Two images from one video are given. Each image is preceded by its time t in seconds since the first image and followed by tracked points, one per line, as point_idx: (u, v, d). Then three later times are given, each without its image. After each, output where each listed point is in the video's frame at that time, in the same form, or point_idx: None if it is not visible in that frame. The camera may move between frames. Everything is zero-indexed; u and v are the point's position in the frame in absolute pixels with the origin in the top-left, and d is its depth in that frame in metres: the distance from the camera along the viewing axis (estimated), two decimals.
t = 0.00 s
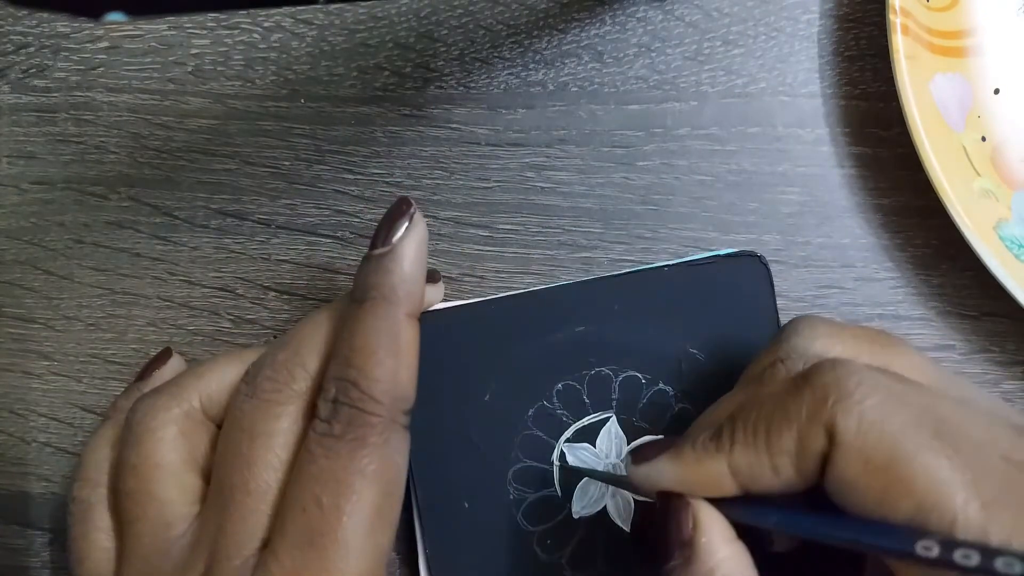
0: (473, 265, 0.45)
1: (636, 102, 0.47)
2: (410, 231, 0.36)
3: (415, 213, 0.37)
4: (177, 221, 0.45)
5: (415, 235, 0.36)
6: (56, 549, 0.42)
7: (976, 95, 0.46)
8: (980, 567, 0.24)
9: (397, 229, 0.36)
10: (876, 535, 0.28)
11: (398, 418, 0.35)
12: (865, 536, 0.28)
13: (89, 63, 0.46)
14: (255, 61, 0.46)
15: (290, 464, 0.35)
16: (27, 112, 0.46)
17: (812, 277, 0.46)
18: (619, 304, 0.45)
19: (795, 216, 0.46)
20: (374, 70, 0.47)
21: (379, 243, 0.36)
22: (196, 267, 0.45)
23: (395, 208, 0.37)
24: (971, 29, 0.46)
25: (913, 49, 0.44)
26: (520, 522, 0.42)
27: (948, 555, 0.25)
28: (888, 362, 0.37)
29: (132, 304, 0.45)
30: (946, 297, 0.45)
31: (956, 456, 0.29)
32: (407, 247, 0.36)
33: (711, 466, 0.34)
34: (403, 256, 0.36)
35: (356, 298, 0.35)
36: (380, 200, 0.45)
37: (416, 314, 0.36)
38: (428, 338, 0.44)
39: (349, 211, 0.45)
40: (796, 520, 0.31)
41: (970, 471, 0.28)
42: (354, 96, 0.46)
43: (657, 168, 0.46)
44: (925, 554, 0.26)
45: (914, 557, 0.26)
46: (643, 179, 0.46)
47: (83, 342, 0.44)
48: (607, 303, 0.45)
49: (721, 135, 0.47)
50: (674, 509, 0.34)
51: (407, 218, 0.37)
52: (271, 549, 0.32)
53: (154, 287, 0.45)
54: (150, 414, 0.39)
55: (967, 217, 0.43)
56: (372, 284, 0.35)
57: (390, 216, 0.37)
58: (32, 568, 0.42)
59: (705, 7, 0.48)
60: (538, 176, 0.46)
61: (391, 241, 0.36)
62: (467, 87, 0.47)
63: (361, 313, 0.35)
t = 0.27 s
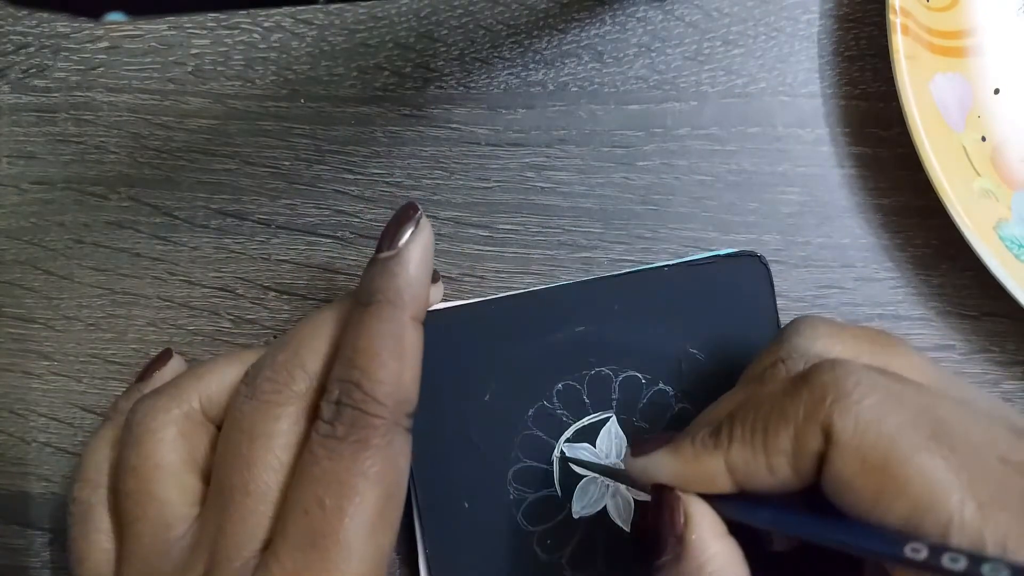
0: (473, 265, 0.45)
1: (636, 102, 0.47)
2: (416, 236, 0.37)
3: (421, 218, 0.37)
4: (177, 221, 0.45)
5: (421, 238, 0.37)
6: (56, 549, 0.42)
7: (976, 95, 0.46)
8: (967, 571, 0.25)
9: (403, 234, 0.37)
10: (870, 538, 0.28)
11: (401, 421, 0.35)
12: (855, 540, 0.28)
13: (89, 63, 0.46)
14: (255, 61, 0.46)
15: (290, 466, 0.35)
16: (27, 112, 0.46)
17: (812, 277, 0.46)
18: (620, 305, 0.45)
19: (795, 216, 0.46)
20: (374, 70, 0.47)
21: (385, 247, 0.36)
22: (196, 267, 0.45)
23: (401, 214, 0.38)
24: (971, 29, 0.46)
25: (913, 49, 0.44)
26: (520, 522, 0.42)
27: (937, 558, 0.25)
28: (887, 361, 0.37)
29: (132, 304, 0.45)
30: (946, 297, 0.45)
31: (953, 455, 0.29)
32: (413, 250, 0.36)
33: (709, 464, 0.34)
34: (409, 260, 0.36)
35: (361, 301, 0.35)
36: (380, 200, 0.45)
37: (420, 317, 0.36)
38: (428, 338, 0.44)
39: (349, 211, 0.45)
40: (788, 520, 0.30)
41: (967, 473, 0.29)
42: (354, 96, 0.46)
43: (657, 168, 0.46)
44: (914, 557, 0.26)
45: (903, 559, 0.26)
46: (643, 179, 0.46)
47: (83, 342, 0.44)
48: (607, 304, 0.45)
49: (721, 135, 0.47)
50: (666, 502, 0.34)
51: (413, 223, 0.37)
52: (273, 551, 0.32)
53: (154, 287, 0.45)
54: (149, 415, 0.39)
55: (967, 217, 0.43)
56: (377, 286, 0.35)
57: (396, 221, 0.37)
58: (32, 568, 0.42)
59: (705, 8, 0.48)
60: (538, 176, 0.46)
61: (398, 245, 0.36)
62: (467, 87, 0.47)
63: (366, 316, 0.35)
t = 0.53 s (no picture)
0: (473, 265, 0.45)
1: (636, 101, 0.47)
2: (416, 236, 0.36)
3: (420, 219, 0.37)
4: (176, 221, 0.45)
5: (422, 239, 0.36)
6: (54, 550, 0.42)
7: (978, 95, 0.45)
8: None
9: (403, 235, 0.37)
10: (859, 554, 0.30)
11: (401, 423, 0.35)
12: (855, 550, 0.31)
13: (87, 62, 0.46)
14: (254, 60, 0.46)
15: (290, 468, 0.34)
16: (25, 111, 0.46)
17: (813, 277, 0.46)
18: (620, 305, 0.45)
19: (796, 216, 0.46)
20: (373, 69, 0.46)
21: (385, 248, 0.36)
22: (195, 267, 0.45)
23: (401, 215, 0.38)
24: (972, 28, 0.46)
25: (915, 48, 0.44)
26: (520, 522, 0.42)
27: None
28: (886, 365, 0.37)
29: (130, 304, 0.44)
30: (948, 297, 0.45)
31: (951, 460, 0.29)
32: (412, 251, 0.36)
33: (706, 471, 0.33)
34: (409, 261, 0.35)
35: (361, 302, 0.35)
36: (379, 200, 0.45)
37: (420, 318, 0.35)
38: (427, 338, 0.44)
39: (348, 210, 0.45)
40: (789, 526, 0.32)
41: (965, 478, 0.28)
42: (353, 95, 0.46)
43: (657, 167, 0.46)
44: (907, 566, 0.29)
45: None
46: (644, 179, 0.46)
47: (81, 342, 0.44)
48: (608, 303, 0.45)
49: (722, 135, 0.47)
50: (661, 506, 0.35)
51: (413, 223, 0.37)
52: (272, 553, 0.32)
53: (153, 287, 0.44)
54: (146, 416, 0.38)
55: (969, 216, 0.42)
56: (377, 287, 0.35)
57: (396, 222, 0.37)
58: (31, 569, 0.42)
59: (706, 6, 0.47)
60: (538, 175, 0.46)
61: (398, 246, 0.36)
62: (467, 86, 0.46)
63: (366, 317, 0.35)
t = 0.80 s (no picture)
0: (473, 265, 0.45)
1: (637, 101, 0.47)
2: (416, 237, 0.36)
3: (420, 219, 0.37)
4: (176, 221, 0.45)
5: (421, 239, 0.36)
6: (54, 550, 0.42)
7: (977, 95, 0.45)
8: None
9: (403, 235, 0.37)
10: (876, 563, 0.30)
11: (401, 423, 0.35)
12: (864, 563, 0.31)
13: (87, 62, 0.46)
14: (254, 60, 0.46)
15: (290, 468, 0.34)
16: (25, 111, 0.46)
17: (813, 277, 0.46)
18: (620, 305, 0.45)
19: (797, 216, 0.46)
20: (373, 69, 0.46)
21: (386, 248, 0.36)
22: (195, 267, 0.45)
23: (401, 215, 0.38)
24: (972, 28, 0.46)
25: (915, 48, 0.44)
26: (520, 522, 0.42)
27: None
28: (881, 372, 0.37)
29: (130, 304, 0.44)
30: (948, 297, 0.45)
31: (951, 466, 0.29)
32: (412, 251, 0.36)
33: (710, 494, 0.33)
34: (409, 262, 0.35)
35: (361, 303, 0.35)
36: (379, 200, 0.45)
37: (420, 319, 0.35)
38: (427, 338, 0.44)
39: (348, 210, 0.45)
40: (796, 546, 0.33)
41: (965, 483, 0.28)
42: (353, 95, 0.46)
43: (657, 167, 0.46)
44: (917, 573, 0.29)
45: None
46: (644, 179, 0.46)
47: (81, 342, 0.44)
48: (608, 303, 0.45)
49: (722, 135, 0.47)
50: (666, 534, 0.34)
51: (412, 224, 0.37)
52: (272, 553, 0.32)
53: (153, 287, 0.44)
54: (146, 416, 0.38)
55: (969, 216, 0.42)
56: (376, 287, 0.35)
57: (396, 223, 0.37)
58: (31, 569, 0.42)
59: (706, 6, 0.47)
60: (538, 175, 0.46)
61: (398, 246, 0.36)
62: (467, 86, 0.46)
63: (366, 317, 0.35)
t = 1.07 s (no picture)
0: (473, 266, 0.45)
1: (637, 101, 0.46)
2: (417, 237, 0.36)
3: (420, 219, 0.37)
4: (176, 221, 0.45)
5: (422, 239, 0.36)
6: (54, 550, 0.42)
7: (978, 95, 0.45)
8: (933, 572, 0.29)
9: (403, 235, 0.37)
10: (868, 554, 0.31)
11: (401, 423, 0.35)
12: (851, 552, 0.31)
13: (87, 62, 0.46)
14: (254, 60, 0.46)
15: (290, 468, 0.34)
16: (25, 111, 0.46)
17: (813, 277, 0.46)
18: (620, 305, 0.45)
19: (797, 216, 0.46)
20: (373, 69, 0.46)
21: (386, 249, 0.36)
22: (194, 267, 0.45)
23: (401, 216, 0.38)
24: (972, 28, 0.46)
25: (916, 48, 0.44)
26: (520, 522, 0.42)
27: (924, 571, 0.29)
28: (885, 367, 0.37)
29: (130, 304, 0.44)
30: (948, 297, 0.45)
31: (953, 463, 0.28)
32: (412, 251, 0.36)
33: (706, 473, 0.33)
34: (409, 262, 0.35)
35: (361, 303, 0.35)
36: (379, 200, 0.45)
37: (421, 319, 0.35)
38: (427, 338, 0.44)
39: (348, 210, 0.45)
40: (790, 528, 0.33)
41: (964, 480, 0.28)
42: (353, 95, 0.46)
43: (657, 167, 0.46)
44: (904, 567, 0.30)
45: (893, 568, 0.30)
46: (644, 179, 0.46)
47: (81, 342, 0.44)
48: (608, 303, 0.45)
49: (722, 134, 0.47)
50: (658, 501, 0.35)
51: (413, 224, 0.37)
52: (272, 553, 0.32)
53: (153, 287, 0.44)
54: (146, 417, 0.38)
55: (969, 216, 0.42)
56: (377, 288, 0.35)
57: (397, 223, 0.37)
58: (31, 569, 0.42)
59: (706, 6, 0.47)
60: (538, 175, 0.46)
61: (398, 246, 0.36)
62: (467, 86, 0.46)
63: (367, 317, 0.35)
